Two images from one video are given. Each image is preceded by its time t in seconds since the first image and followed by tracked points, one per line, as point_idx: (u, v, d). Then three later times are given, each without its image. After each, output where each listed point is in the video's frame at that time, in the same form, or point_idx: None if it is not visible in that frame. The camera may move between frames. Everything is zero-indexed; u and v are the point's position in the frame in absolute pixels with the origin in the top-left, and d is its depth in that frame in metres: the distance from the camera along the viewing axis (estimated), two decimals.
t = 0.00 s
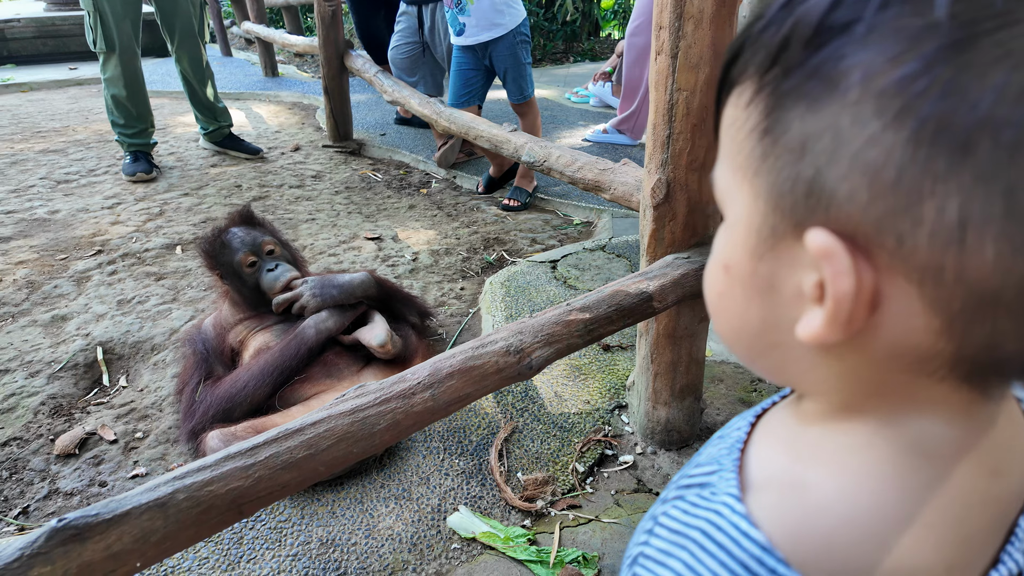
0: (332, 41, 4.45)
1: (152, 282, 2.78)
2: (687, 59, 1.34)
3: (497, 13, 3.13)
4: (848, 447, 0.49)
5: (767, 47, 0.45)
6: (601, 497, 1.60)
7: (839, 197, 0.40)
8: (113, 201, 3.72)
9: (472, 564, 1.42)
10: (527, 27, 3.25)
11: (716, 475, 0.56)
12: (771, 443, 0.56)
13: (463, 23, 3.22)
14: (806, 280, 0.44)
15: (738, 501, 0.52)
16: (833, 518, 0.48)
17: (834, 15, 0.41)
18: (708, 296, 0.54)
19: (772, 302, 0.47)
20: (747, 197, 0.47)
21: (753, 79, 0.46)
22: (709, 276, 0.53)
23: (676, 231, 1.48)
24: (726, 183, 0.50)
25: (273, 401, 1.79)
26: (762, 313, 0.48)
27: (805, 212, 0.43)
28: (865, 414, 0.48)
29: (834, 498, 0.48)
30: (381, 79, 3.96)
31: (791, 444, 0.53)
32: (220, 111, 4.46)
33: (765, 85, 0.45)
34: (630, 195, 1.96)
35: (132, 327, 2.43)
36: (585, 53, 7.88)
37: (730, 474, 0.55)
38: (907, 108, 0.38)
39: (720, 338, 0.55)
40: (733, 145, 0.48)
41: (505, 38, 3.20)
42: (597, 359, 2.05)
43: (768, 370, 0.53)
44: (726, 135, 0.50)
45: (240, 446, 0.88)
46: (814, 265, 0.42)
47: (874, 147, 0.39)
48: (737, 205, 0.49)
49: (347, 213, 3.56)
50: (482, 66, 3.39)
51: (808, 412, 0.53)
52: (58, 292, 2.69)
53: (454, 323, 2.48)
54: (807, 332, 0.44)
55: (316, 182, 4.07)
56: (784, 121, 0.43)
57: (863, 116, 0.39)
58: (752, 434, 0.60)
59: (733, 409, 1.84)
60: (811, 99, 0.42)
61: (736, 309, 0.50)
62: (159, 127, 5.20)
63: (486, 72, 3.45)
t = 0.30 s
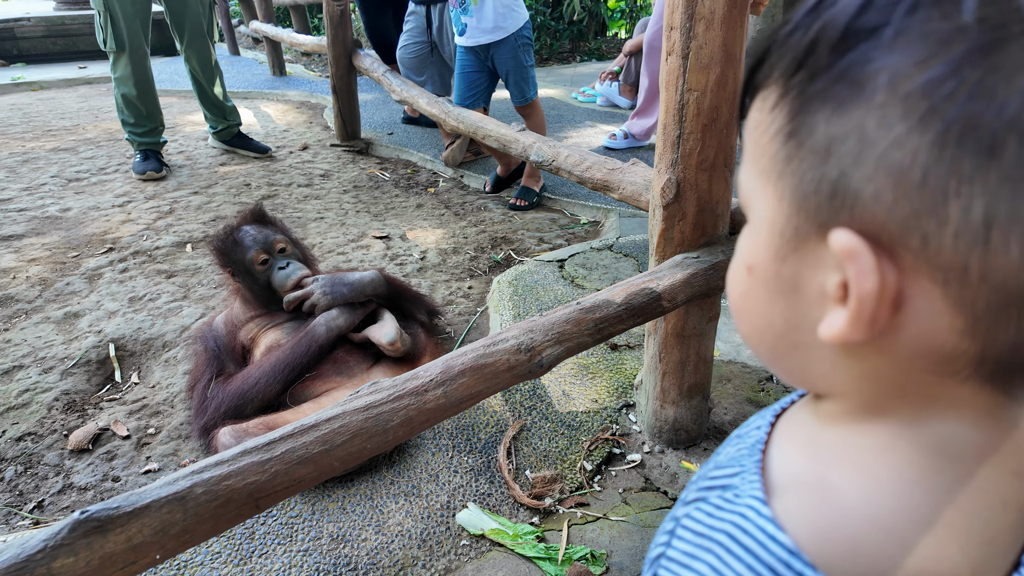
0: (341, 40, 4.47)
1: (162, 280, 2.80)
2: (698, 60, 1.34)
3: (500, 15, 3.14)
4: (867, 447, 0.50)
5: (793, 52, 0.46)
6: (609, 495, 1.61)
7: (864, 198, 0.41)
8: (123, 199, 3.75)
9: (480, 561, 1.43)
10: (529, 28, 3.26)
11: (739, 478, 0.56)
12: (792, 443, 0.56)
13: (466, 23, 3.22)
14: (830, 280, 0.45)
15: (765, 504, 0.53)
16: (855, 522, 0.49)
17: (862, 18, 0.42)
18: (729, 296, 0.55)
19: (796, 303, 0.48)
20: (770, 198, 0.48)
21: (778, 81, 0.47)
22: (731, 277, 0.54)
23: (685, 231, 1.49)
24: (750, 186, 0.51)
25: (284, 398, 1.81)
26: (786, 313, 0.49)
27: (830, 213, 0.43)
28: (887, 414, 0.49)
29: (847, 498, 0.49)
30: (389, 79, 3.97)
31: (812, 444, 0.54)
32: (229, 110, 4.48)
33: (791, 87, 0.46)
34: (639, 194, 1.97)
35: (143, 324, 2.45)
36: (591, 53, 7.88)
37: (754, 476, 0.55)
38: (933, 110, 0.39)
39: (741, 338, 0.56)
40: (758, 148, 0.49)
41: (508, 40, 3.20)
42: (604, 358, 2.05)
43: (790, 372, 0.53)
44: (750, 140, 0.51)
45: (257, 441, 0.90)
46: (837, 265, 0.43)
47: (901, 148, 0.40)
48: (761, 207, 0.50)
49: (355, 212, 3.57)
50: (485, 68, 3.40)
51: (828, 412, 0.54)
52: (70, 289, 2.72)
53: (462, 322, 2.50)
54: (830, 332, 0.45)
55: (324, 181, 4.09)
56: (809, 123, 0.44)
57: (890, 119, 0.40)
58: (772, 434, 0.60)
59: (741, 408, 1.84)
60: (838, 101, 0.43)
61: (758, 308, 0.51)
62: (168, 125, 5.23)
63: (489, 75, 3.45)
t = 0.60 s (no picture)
0: (346, 40, 4.47)
1: (168, 279, 2.81)
2: (703, 62, 1.34)
3: (508, 16, 3.14)
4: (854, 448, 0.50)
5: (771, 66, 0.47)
6: (613, 497, 1.61)
7: (815, 204, 0.42)
8: (129, 199, 3.76)
9: (484, 561, 1.43)
10: (535, 30, 3.25)
11: (745, 491, 0.56)
12: (793, 452, 0.56)
13: (476, 24, 3.23)
14: (795, 282, 0.46)
15: (771, 518, 0.52)
16: (858, 529, 0.48)
17: (820, 34, 0.42)
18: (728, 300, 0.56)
19: (774, 303, 0.49)
20: (752, 204, 0.49)
21: (759, 96, 0.48)
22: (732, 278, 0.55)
23: (690, 232, 1.49)
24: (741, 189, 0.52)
25: (288, 398, 1.81)
26: (768, 314, 0.50)
27: (790, 215, 0.44)
28: (870, 420, 0.49)
29: (841, 503, 0.49)
30: (394, 79, 3.98)
31: (810, 453, 0.54)
32: (234, 109, 4.49)
33: (768, 103, 0.47)
34: (642, 196, 1.97)
35: (149, 323, 2.46)
36: (596, 52, 7.88)
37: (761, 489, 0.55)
38: (873, 122, 0.39)
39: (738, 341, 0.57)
40: (746, 160, 0.50)
41: (515, 41, 3.20)
42: (608, 359, 2.05)
43: (784, 374, 0.54)
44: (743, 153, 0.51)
45: (262, 443, 0.90)
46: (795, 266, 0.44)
47: (843, 159, 0.40)
48: (747, 209, 0.51)
49: (359, 212, 3.58)
50: (491, 68, 3.41)
51: (828, 418, 0.54)
52: (76, 288, 2.74)
53: (466, 322, 2.50)
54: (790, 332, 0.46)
55: (329, 181, 4.09)
56: (780, 132, 0.45)
57: (837, 131, 0.41)
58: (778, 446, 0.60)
59: (744, 411, 1.84)
60: (801, 114, 0.43)
61: (748, 309, 0.52)
62: (173, 125, 5.25)
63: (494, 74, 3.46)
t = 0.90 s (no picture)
0: (350, 41, 4.48)
1: (172, 280, 2.82)
2: (707, 64, 1.34)
3: (515, 16, 3.13)
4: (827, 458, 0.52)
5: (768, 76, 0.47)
6: (615, 500, 1.60)
7: (797, 223, 0.44)
8: (134, 199, 3.77)
9: (486, 564, 1.43)
10: (542, 32, 3.24)
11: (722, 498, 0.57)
12: (778, 458, 0.58)
13: (483, 24, 3.23)
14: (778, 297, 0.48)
15: (739, 523, 0.53)
16: (830, 541, 0.48)
17: (816, 48, 0.42)
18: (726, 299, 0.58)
19: (760, 313, 0.51)
20: (746, 209, 0.51)
21: (758, 103, 0.49)
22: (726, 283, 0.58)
23: (693, 235, 1.48)
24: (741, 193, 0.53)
25: (291, 399, 1.82)
26: (754, 322, 0.52)
27: (775, 231, 0.46)
28: (843, 437, 0.51)
29: (811, 513, 0.50)
30: (398, 80, 3.98)
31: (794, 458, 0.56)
32: (238, 109, 4.49)
33: (765, 109, 0.47)
34: (646, 198, 1.96)
35: (153, 324, 2.47)
36: (601, 53, 7.86)
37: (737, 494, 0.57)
38: (856, 146, 0.40)
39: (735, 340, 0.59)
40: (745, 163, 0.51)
41: (521, 43, 3.19)
42: (611, 361, 2.05)
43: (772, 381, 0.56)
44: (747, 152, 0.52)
45: (263, 446, 0.90)
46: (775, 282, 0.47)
47: (825, 180, 0.42)
48: (742, 216, 0.53)
49: (363, 212, 3.58)
50: (496, 70, 3.41)
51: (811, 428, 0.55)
52: (81, 288, 2.74)
53: (469, 323, 2.50)
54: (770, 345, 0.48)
55: (333, 182, 4.10)
56: (774, 143, 0.46)
57: (822, 151, 0.42)
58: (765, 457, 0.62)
59: (748, 414, 1.83)
60: (791, 128, 0.44)
61: (739, 311, 0.54)
62: (178, 125, 5.26)
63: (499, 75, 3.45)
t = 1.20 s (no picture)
0: (354, 40, 4.48)
1: (176, 278, 2.82)
2: (714, 62, 1.33)
3: (522, 14, 3.11)
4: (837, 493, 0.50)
5: (782, 83, 0.46)
6: (619, 501, 1.59)
7: (835, 253, 0.41)
8: (139, 197, 3.78)
9: (489, 566, 1.42)
10: (550, 32, 3.22)
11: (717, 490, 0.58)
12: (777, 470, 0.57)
13: (492, 23, 3.21)
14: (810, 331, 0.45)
15: (726, 517, 0.53)
16: (808, 556, 0.48)
17: (838, 59, 0.41)
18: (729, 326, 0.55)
19: (782, 345, 0.48)
20: (759, 232, 0.48)
21: (766, 116, 0.48)
22: (727, 310, 0.55)
23: (699, 235, 1.47)
24: (744, 215, 0.51)
25: (294, 398, 1.82)
26: (772, 353, 0.50)
27: (806, 263, 0.44)
28: (870, 471, 0.48)
29: (796, 523, 0.50)
30: (403, 79, 3.98)
31: (794, 474, 0.54)
32: (243, 108, 4.49)
33: (778, 122, 0.46)
34: (651, 198, 1.95)
35: (157, 322, 2.47)
36: (605, 53, 7.85)
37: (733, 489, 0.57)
38: (904, 167, 0.38)
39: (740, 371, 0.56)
40: (753, 176, 0.49)
41: (529, 42, 3.17)
42: (616, 362, 2.04)
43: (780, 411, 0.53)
44: (750, 163, 0.50)
45: (265, 446, 0.89)
46: (811, 319, 0.44)
47: (870, 206, 0.39)
48: (752, 239, 0.50)
49: (367, 212, 3.58)
50: (504, 70, 3.41)
51: (819, 454, 0.53)
52: (84, 287, 2.74)
53: (473, 323, 2.48)
54: (804, 385, 0.45)
55: (337, 181, 4.09)
56: (794, 163, 0.44)
57: (860, 174, 0.39)
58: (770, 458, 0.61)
59: (754, 415, 1.82)
60: (817, 148, 0.42)
61: (750, 340, 0.51)
62: (183, 124, 5.27)
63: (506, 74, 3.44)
